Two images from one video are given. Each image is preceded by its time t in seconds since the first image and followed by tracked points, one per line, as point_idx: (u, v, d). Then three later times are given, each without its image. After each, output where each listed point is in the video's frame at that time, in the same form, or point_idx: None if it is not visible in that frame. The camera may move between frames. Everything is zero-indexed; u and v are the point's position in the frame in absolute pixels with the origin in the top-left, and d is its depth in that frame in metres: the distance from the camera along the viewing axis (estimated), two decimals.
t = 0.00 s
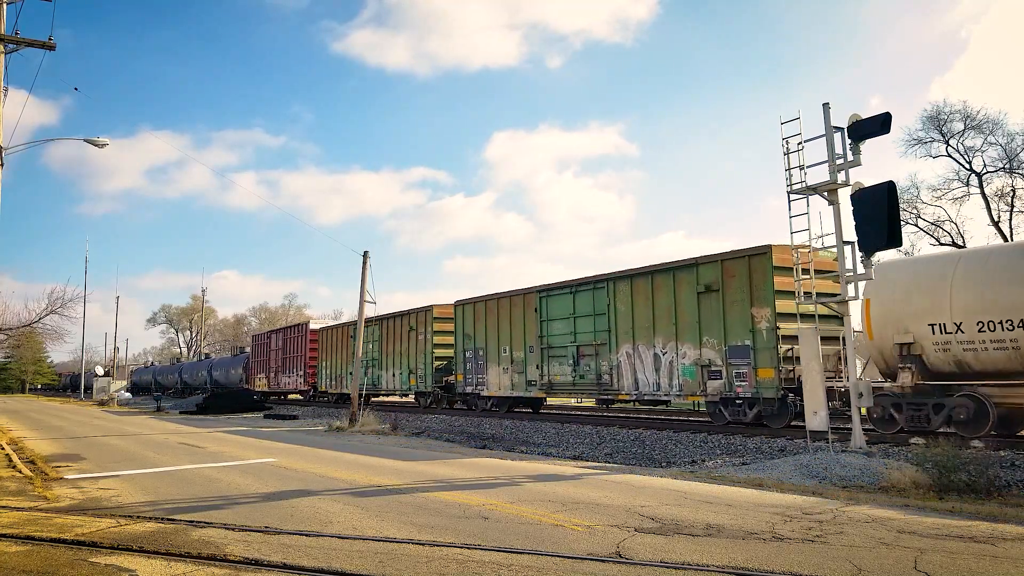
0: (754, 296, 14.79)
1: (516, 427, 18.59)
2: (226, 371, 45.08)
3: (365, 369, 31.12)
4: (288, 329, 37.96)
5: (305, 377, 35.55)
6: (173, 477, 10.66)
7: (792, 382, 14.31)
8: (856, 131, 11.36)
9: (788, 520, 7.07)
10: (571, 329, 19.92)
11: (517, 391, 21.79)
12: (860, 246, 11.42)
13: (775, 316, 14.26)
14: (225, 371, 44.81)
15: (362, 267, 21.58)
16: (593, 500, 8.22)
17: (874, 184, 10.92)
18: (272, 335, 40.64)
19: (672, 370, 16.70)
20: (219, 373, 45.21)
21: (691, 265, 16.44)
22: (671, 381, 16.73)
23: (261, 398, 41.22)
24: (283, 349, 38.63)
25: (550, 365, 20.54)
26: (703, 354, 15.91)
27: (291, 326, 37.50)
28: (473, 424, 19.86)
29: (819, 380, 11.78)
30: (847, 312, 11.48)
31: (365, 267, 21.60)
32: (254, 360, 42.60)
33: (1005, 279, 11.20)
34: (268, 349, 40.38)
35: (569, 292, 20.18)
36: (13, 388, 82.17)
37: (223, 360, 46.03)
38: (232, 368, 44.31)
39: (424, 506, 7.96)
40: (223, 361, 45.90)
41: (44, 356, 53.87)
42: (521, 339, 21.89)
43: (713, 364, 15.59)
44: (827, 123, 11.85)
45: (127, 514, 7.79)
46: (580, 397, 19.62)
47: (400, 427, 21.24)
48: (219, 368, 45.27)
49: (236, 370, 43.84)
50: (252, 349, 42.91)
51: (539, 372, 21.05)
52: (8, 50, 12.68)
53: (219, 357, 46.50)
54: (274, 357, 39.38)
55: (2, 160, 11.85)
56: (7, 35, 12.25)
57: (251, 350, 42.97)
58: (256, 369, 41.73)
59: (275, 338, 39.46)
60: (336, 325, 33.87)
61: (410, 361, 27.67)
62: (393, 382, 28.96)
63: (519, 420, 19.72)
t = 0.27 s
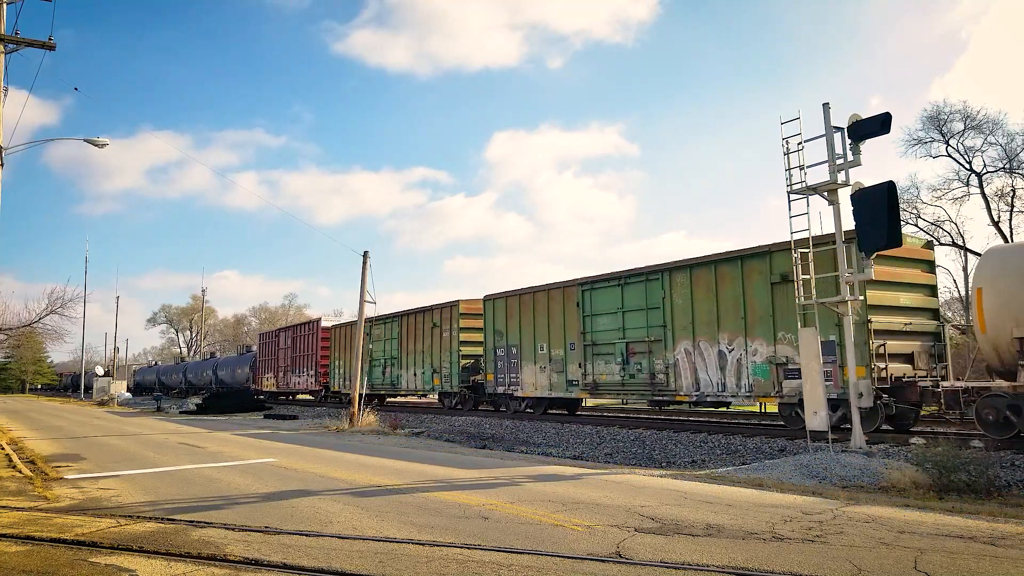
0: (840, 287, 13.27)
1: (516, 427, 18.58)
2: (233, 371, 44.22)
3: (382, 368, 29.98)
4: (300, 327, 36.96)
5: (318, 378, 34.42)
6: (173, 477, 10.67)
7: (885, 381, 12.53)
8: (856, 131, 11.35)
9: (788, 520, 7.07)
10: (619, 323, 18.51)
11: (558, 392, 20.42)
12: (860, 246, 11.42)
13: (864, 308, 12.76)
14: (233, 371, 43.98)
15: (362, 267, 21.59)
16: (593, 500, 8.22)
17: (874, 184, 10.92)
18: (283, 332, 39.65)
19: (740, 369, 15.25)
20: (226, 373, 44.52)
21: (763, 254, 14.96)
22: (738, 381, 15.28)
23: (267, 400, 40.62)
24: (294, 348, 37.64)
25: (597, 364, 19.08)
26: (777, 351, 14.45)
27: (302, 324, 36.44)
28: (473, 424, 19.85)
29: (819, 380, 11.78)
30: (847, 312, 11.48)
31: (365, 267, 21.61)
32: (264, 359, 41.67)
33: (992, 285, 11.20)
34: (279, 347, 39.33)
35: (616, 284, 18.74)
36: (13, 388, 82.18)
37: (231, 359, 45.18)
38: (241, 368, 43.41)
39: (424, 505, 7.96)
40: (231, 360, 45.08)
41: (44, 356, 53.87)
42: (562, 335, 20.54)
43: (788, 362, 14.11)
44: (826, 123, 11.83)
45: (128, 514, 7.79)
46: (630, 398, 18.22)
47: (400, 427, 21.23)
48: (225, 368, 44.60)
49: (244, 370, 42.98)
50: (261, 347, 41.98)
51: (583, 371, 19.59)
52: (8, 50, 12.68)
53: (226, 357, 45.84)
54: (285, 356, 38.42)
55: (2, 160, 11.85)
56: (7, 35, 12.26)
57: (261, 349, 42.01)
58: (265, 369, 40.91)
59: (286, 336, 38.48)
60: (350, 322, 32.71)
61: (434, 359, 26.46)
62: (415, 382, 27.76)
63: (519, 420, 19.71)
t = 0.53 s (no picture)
0: (947, 273, 11.55)
1: (516, 427, 18.58)
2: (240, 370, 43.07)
3: (402, 368, 28.35)
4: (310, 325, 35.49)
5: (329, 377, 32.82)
6: (173, 477, 10.67)
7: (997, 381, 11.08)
8: (857, 131, 11.34)
9: (788, 520, 7.07)
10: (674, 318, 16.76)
11: (604, 393, 18.69)
12: (860, 246, 11.42)
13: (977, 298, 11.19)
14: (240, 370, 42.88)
15: (362, 267, 21.59)
16: (593, 500, 8.21)
17: (875, 184, 10.91)
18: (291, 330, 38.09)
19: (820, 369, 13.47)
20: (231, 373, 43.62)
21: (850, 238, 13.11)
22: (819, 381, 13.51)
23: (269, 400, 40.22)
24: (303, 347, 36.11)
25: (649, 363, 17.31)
26: (869, 348, 12.56)
27: (313, 321, 34.93)
28: (473, 425, 19.86)
29: (819, 380, 11.77)
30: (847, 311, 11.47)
31: (365, 267, 21.61)
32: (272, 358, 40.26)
33: None
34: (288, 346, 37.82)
35: (671, 275, 16.98)
36: (13, 388, 82.17)
37: (238, 358, 44.05)
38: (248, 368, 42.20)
39: (424, 505, 7.96)
40: (238, 359, 43.96)
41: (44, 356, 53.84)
42: (605, 331, 18.81)
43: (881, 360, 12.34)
44: (827, 123, 11.81)
45: (127, 514, 7.79)
46: (688, 400, 16.46)
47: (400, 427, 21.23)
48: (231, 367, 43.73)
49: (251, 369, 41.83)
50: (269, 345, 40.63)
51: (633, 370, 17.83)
52: (7, 50, 12.68)
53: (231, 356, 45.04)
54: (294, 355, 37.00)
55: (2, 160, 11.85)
56: (7, 35, 12.25)
57: (269, 347, 40.59)
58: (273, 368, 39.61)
59: (295, 334, 37.01)
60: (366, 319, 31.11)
61: (460, 358, 24.81)
62: (438, 382, 26.12)
63: (519, 420, 19.71)
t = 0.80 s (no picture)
0: None
1: (516, 427, 18.58)
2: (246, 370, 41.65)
3: (424, 367, 26.41)
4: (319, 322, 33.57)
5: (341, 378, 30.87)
6: (173, 477, 10.67)
7: None
8: (857, 131, 11.34)
9: (788, 520, 7.07)
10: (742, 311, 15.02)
11: (659, 394, 16.90)
12: (860, 246, 11.43)
13: None
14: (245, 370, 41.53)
15: (362, 266, 21.59)
16: (593, 500, 8.21)
17: (875, 184, 10.93)
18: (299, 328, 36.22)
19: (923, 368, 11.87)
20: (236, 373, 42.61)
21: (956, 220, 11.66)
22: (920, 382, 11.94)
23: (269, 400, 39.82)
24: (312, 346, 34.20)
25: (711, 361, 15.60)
26: (984, 344, 11.16)
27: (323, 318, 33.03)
28: (473, 425, 19.86)
29: (819, 379, 11.77)
30: (847, 311, 11.48)
31: (365, 267, 21.62)
32: (280, 358, 38.56)
33: None
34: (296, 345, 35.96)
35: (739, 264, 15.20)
36: (13, 388, 82.16)
37: (243, 358, 42.62)
38: (254, 368, 40.67)
39: (425, 505, 7.96)
40: (244, 358, 42.56)
41: (44, 356, 53.80)
42: (659, 326, 17.06)
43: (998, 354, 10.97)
44: (826, 123, 11.82)
45: (127, 514, 7.79)
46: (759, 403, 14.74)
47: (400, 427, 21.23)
48: (236, 367, 42.69)
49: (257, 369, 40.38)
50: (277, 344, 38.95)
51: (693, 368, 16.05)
52: (8, 50, 12.69)
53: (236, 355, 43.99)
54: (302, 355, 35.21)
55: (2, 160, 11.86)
56: (7, 35, 12.26)
57: (276, 346, 38.87)
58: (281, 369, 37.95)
59: (304, 332, 35.16)
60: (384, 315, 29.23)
61: (491, 356, 22.87)
62: (465, 382, 24.22)
63: (519, 420, 19.71)
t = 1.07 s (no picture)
0: None
1: (516, 427, 18.57)
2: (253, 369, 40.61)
3: (449, 366, 25.03)
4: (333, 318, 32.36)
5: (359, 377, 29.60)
6: (173, 477, 10.67)
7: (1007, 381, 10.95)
8: (857, 131, 11.34)
9: (788, 520, 7.07)
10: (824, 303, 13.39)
11: (724, 396, 15.40)
12: (860, 246, 11.42)
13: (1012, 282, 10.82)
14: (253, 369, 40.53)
15: (363, 266, 21.59)
16: (593, 500, 8.21)
17: (875, 184, 10.92)
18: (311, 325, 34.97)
19: None
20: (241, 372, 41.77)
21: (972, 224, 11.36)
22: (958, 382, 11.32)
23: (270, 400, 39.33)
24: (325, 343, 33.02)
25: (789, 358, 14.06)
26: None
27: (338, 314, 31.79)
28: (473, 425, 19.85)
29: (819, 379, 11.77)
30: (847, 312, 11.49)
31: (365, 267, 21.62)
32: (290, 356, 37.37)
33: None
34: (309, 342, 34.70)
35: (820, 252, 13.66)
36: (13, 388, 82.18)
37: (251, 356, 41.59)
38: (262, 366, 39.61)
39: (425, 505, 7.96)
40: (252, 356, 41.54)
41: (44, 356, 53.77)
42: (723, 322, 15.55)
43: None
44: (827, 123, 11.81)
45: (127, 514, 7.79)
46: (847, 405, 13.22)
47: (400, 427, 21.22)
48: (242, 366, 41.85)
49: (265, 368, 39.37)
50: (286, 342, 37.79)
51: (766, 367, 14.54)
52: (8, 50, 12.68)
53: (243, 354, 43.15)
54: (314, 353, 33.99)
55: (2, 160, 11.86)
56: (7, 35, 12.26)
57: (286, 343, 37.69)
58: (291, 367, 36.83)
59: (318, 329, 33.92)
60: (404, 311, 27.83)
61: (527, 354, 21.41)
62: (496, 382, 22.80)
63: (519, 420, 19.70)
